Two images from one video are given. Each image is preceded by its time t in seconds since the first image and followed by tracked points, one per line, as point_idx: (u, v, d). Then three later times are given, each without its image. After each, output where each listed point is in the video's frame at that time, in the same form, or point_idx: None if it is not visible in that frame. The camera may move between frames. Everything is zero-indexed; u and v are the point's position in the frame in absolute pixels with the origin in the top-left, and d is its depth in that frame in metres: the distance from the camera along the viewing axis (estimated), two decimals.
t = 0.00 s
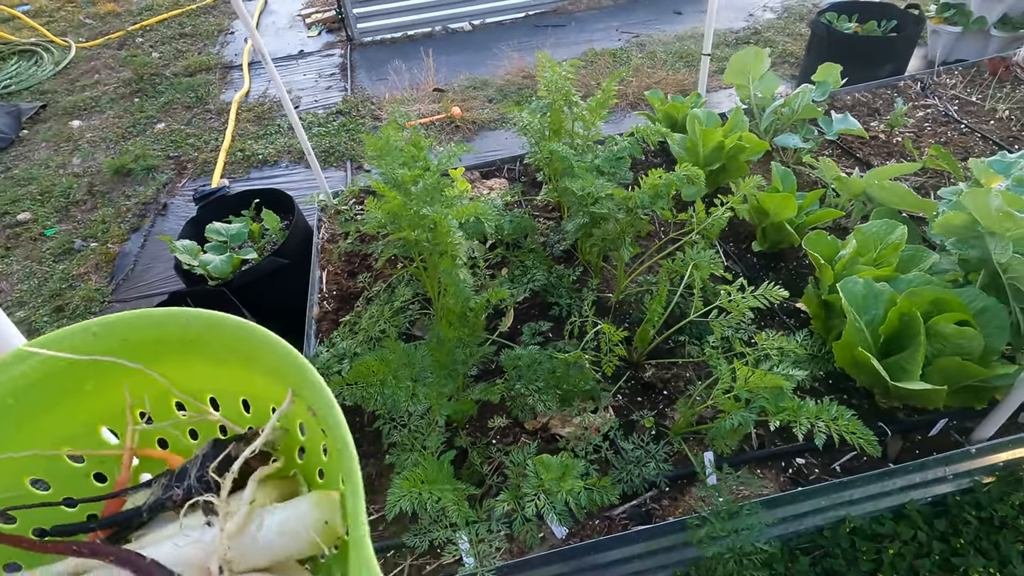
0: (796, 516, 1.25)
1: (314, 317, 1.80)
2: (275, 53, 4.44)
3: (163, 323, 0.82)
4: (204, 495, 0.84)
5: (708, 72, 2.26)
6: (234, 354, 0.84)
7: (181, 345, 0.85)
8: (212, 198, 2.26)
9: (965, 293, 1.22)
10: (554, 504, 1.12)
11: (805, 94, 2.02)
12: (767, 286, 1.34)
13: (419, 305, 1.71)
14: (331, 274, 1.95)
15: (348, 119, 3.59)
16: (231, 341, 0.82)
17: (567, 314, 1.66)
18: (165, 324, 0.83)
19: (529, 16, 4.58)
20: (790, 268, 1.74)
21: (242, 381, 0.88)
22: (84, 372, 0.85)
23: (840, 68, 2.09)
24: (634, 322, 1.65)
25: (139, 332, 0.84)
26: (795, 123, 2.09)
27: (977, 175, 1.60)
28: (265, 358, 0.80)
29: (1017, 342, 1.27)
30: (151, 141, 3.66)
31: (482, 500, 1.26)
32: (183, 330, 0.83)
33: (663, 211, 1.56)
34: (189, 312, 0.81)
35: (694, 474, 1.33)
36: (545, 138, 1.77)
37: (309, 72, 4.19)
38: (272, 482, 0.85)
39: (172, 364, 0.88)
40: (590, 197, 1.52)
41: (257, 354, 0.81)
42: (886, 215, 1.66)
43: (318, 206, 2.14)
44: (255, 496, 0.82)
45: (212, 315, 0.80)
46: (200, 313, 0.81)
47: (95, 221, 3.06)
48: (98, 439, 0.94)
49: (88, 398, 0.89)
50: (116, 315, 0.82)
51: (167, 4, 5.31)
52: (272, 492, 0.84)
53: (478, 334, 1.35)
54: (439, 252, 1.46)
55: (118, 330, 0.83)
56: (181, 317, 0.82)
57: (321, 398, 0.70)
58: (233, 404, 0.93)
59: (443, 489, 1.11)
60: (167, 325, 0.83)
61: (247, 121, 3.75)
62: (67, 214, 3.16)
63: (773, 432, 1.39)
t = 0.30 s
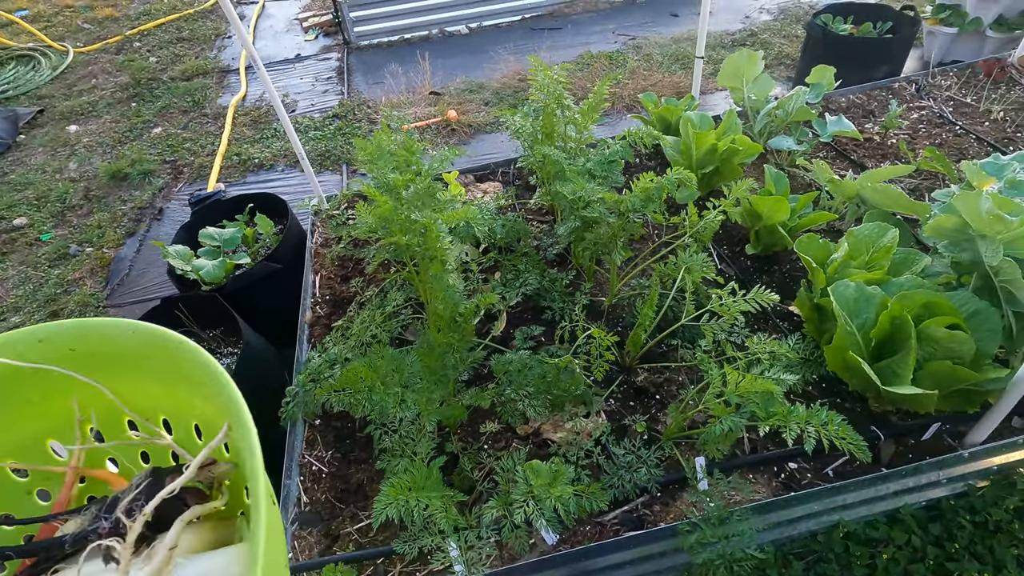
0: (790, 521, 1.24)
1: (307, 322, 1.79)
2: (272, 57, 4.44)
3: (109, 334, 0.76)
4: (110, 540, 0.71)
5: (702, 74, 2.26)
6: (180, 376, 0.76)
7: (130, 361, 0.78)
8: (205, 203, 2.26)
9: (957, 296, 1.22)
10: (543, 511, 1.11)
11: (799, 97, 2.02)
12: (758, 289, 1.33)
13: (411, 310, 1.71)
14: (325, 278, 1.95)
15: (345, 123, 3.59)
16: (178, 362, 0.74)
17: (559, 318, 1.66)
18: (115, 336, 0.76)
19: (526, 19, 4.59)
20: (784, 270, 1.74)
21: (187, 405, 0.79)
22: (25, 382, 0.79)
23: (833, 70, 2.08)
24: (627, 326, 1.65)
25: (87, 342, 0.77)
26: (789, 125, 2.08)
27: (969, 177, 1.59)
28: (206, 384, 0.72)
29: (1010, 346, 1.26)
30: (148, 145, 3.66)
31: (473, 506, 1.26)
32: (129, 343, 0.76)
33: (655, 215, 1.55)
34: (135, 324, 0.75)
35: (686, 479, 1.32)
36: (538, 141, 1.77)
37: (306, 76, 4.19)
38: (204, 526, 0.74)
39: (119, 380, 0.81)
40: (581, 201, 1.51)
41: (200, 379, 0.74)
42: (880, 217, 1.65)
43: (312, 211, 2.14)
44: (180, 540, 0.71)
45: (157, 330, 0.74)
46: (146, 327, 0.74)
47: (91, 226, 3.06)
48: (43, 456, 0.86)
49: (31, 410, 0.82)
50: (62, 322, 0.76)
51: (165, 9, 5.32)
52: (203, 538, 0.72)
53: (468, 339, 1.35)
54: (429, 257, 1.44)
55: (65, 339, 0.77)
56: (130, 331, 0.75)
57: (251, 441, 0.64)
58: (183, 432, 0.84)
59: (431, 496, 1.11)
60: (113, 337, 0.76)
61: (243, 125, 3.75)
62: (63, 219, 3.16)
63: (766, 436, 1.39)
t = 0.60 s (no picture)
0: (786, 525, 1.24)
1: (302, 326, 1.78)
2: (269, 60, 4.44)
3: (95, 390, 0.59)
4: None
5: (697, 76, 2.25)
6: (170, 456, 0.57)
7: (117, 420, 0.60)
8: (200, 207, 2.25)
9: (953, 298, 1.21)
10: (537, 517, 1.10)
11: (795, 98, 2.01)
12: (753, 292, 1.33)
13: (405, 314, 1.70)
14: (320, 282, 1.95)
15: (341, 126, 3.58)
16: (165, 433, 0.55)
17: (554, 321, 1.64)
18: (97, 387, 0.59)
19: (523, 22, 4.59)
20: (780, 273, 1.73)
21: (174, 489, 0.60)
22: (10, 428, 0.64)
23: (829, 71, 2.08)
24: (622, 329, 1.64)
25: (76, 394, 0.61)
26: (784, 126, 2.08)
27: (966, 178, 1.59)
28: (194, 478, 0.52)
29: (1007, 348, 1.25)
30: (144, 149, 3.65)
31: (467, 512, 1.25)
32: (117, 404, 0.59)
33: (650, 218, 1.54)
34: (123, 383, 0.56)
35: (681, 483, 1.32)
36: (533, 144, 1.76)
37: (303, 79, 4.18)
38: None
39: (107, 442, 0.63)
40: (576, 204, 1.50)
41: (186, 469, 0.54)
42: (876, 219, 1.65)
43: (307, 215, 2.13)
44: None
45: (145, 394, 0.55)
46: (136, 389, 0.56)
47: (86, 230, 3.05)
48: (31, 506, 0.73)
49: (17, 459, 0.68)
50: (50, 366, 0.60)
51: (162, 13, 5.32)
52: None
53: (462, 344, 1.35)
54: (422, 261, 1.42)
55: (50, 386, 0.61)
56: (113, 386, 0.57)
57: None
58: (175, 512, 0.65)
59: (423, 502, 1.10)
60: (100, 394, 0.59)
61: (240, 128, 3.74)
62: (59, 223, 3.15)
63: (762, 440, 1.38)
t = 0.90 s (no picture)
0: (787, 531, 1.23)
1: (300, 331, 1.78)
2: (269, 65, 4.44)
3: (135, 468, 0.61)
4: None
5: (696, 79, 2.25)
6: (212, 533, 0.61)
7: (161, 500, 0.63)
8: (199, 211, 2.25)
9: (954, 301, 1.21)
10: (536, 523, 1.09)
11: (794, 101, 2.01)
12: (753, 296, 1.32)
13: (404, 319, 1.69)
14: (318, 287, 1.95)
15: (341, 130, 3.58)
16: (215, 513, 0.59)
17: (553, 326, 1.64)
18: (144, 469, 0.61)
19: (522, 25, 4.59)
20: (780, 275, 1.72)
21: (215, 565, 0.63)
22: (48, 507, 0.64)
23: (828, 74, 2.08)
24: (621, 333, 1.63)
25: (120, 473, 0.61)
26: (784, 129, 2.07)
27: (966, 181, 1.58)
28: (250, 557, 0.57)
29: (1008, 351, 1.25)
30: (144, 154, 3.65)
31: (466, 519, 1.24)
32: (159, 483, 0.61)
33: (649, 222, 1.54)
34: (168, 463, 0.59)
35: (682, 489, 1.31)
36: (531, 148, 1.76)
37: (303, 83, 4.18)
38: None
39: (149, 518, 0.65)
40: (575, 208, 1.50)
41: (227, 548, 0.59)
42: (876, 222, 1.64)
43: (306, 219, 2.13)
44: None
45: (195, 475, 0.59)
46: (182, 468, 0.59)
47: (86, 236, 3.05)
48: None
49: (57, 540, 0.66)
50: (92, 446, 0.60)
51: (162, 18, 5.33)
52: None
53: (460, 349, 1.34)
54: (420, 266, 1.42)
55: (94, 467, 0.61)
56: (163, 468, 0.60)
57: None
58: None
59: (421, 509, 1.10)
60: (139, 472, 0.61)
61: (239, 133, 3.74)
62: (59, 228, 3.15)
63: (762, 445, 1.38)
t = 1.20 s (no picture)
0: (791, 533, 1.22)
1: (302, 334, 1.78)
2: (270, 69, 4.45)
3: (203, 518, 0.57)
4: None
5: (696, 81, 2.24)
6: None
7: (228, 552, 0.58)
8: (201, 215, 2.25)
9: (959, 302, 1.20)
10: (539, 527, 1.09)
11: (795, 102, 2.00)
12: (756, 297, 1.31)
13: (405, 322, 1.69)
14: (320, 290, 1.94)
15: (342, 133, 3.58)
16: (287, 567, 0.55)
17: (556, 328, 1.63)
18: (213, 520, 0.57)
19: (522, 28, 4.60)
20: (783, 277, 1.72)
21: None
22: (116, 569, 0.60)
23: (830, 75, 2.07)
24: (624, 335, 1.63)
25: (187, 524, 0.57)
26: (785, 130, 2.07)
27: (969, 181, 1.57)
28: None
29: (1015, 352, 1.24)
30: (145, 158, 3.66)
31: (469, 522, 1.23)
32: (226, 532, 0.57)
33: (651, 224, 1.53)
34: (237, 511, 0.56)
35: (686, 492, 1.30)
36: (532, 150, 1.75)
37: (303, 87, 4.19)
38: None
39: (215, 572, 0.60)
40: (577, 210, 1.50)
41: None
42: (879, 223, 1.64)
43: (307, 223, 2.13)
44: None
45: (265, 523, 0.55)
46: (251, 516, 0.56)
47: (87, 240, 3.05)
48: None
49: None
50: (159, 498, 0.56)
51: (164, 23, 5.35)
52: None
53: (462, 352, 1.34)
54: (422, 268, 1.41)
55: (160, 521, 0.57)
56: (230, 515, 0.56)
57: None
58: None
59: (423, 513, 1.09)
60: (207, 521, 0.57)
61: (241, 136, 3.75)
62: (61, 233, 3.15)
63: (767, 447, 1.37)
